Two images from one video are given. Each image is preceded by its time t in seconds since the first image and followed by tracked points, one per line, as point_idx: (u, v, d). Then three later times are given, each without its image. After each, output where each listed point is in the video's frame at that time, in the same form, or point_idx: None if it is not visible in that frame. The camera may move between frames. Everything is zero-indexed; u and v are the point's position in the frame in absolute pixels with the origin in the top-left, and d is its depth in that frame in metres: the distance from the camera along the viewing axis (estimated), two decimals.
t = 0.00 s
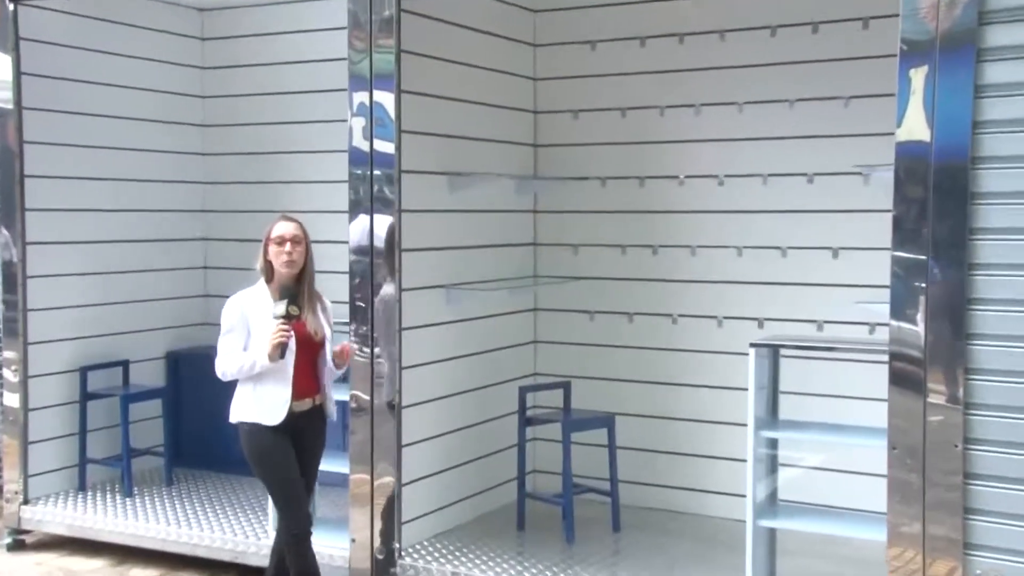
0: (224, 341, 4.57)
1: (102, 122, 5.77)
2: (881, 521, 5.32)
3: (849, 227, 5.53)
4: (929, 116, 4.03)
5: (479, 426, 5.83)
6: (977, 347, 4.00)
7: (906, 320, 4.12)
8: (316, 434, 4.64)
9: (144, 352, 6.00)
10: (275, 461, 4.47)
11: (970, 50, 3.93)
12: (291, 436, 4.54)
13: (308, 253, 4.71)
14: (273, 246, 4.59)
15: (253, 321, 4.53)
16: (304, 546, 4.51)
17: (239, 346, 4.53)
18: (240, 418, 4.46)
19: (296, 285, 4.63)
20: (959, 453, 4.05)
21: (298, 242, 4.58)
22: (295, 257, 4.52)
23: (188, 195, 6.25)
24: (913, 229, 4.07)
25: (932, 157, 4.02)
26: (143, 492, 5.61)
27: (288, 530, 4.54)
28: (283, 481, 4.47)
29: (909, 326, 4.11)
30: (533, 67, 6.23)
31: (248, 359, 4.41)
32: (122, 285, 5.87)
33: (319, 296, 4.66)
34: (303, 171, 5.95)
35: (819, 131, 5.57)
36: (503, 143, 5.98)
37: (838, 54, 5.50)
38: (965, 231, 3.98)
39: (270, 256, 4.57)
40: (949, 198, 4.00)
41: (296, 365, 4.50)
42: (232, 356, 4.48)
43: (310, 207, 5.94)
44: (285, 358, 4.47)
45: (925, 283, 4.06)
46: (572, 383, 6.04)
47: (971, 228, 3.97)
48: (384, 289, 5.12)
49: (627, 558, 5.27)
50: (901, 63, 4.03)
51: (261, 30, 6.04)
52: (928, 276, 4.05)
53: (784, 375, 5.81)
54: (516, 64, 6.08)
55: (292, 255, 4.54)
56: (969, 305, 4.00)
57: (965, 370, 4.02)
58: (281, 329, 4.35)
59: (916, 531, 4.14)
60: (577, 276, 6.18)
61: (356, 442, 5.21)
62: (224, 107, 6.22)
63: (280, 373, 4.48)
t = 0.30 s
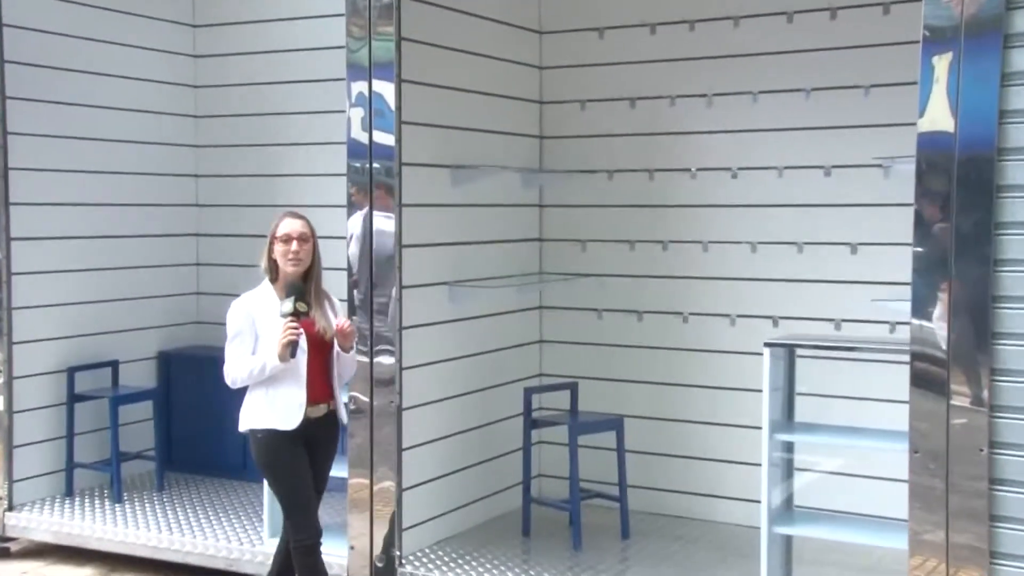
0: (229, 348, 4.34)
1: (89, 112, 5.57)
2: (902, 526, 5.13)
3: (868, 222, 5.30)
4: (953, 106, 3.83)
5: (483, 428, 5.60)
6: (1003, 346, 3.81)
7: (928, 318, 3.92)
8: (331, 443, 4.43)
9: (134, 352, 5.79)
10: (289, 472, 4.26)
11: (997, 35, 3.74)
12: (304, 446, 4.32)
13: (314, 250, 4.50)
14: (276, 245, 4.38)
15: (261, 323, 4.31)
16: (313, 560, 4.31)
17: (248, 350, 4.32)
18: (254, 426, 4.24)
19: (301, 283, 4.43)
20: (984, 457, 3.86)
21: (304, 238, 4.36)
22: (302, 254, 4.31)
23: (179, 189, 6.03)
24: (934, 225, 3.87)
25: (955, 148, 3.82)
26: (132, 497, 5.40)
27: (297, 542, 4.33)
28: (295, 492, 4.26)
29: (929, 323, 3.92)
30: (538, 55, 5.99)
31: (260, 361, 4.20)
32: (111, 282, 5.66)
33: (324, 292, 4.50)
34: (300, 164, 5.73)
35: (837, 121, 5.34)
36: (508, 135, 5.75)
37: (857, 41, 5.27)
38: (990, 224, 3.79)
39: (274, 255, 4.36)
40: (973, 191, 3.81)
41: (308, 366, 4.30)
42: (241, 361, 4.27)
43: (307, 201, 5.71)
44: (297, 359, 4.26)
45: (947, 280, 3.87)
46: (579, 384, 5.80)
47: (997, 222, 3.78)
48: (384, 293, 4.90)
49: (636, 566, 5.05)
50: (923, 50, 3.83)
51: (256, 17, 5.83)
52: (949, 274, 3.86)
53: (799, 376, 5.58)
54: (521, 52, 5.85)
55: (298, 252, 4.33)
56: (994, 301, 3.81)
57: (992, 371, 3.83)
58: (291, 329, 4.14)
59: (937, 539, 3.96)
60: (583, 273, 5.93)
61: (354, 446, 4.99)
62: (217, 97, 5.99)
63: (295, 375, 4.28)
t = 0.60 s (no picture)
0: (243, 349, 4.17)
1: (76, 102, 5.37)
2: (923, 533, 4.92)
3: (889, 216, 5.07)
4: (978, 93, 3.66)
5: (486, 431, 5.39)
6: None
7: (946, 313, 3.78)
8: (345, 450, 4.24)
9: (123, 351, 5.59)
10: (300, 476, 4.06)
11: None
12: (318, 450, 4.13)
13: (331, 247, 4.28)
14: (290, 241, 4.14)
15: (275, 324, 4.10)
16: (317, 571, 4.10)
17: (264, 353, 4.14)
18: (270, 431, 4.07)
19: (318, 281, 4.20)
20: (1010, 463, 3.70)
21: (320, 235, 4.14)
22: (317, 253, 4.09)
23: (170, 182, 5.82)
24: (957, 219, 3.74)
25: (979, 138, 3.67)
26: (120, 502, 5.19)
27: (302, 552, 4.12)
28: (306, 499, 4.06)
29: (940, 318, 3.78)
30: (544, 43, 5.76)
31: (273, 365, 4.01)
32: (99, 279, 5.47)
33: (343, 289, 4.27)
34: (296, 157, 5.52)
35: (856, 111, 5.11)
36: (512, 126, 5.53)
37: (877, 27, 5.04)
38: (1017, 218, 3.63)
39: (288, 252, 4.13)
40: (998, 183, 3.65)
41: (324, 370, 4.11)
42: (255, 364, 4.09)
43: (303, 195, 5.50)
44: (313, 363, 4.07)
45: (970, 276, 3.71)
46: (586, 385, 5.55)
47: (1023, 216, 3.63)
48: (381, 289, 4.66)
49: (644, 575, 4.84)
50: (946, 37, 3.69)
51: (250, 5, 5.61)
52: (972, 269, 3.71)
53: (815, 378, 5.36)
54: (526, 39, 5.61)
55: (312, 250, 4.10)
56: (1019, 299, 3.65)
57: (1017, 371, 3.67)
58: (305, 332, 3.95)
59: (960, 548, 3.81)
60: (590, 270, 5.69)
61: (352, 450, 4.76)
62: (211, 88, 5.78)
63: (311, 379, 4.10)
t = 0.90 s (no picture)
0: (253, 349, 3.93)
1: (62, 91, 5.15)
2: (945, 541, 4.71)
3: (909, 210, 4.85)
4: (1002, 82, 3.50)
5: (489, 434, 5.17)
6: None
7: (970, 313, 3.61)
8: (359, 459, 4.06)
9: (111, 351, 5.37)
10: (313, 481, 3.86)
11: None
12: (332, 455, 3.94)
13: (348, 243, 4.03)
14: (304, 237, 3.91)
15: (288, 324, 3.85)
16: None
17: (275, 353, 3.89)
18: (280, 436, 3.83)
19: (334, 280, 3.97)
20: None
21: (336, 232, 3.90)
22: (333, 250, 3.85)
23: (160, 175, 5.59)
24: (981, 213, 3.56)
25: (1005, 129, 3.49)
26: (107, 508, 4.98)
27: (305, 559, 3.90)
28: (316, 504, 3.86)
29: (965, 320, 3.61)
30: (549, 29, 5.53)
31: (285, 369, 3.78)
32: (85, 275, 5.26)
33: (361, 288, 4.02)
34: (290, 148, 5.30)
35: (875, 100, 4.89)
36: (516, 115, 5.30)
37: (896, 12, 4.82)
38: None
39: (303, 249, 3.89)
40: None
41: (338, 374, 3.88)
42: (265, 364, 3.86)
43: (298, 188, 5.28)
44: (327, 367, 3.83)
45: (995, 273, 3.54)
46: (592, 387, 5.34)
47: None
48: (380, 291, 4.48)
49: None
50: (969, 22, 3.53)
51: None
52: (996, 266, 3.54)
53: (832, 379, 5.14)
54: (530, 25, 5.38)
55: (328, 248, 3.87)
56: None
57: None
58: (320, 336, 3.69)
59: (984, 557, 3.63)
60: (596, 267, 5.47)
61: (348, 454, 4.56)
62: (202, 77, 5.56)
63: (324, 385, 3.86)
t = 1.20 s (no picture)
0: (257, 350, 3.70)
1: (44, 81, 4.95)
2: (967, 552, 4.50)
3: (928, 205, 4.64)
4: None
5: (490, 438, 4.96)
6: None
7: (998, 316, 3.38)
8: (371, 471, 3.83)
9: (94, 352, 5.17)
10: (321, 487, 3.63)
11: None
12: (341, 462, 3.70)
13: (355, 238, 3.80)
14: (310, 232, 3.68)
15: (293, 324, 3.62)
16: None
17: (280, 354, 3.66)
18: (285, 442, 3.60)
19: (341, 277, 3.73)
20: None
21: (344, 226, 3.67)
22: (340, 245, 3.62)
23: (147, 168, 5.39)
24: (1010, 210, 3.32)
25: None
26: (90, 516, 4.78)
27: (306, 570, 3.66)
28: (320, 512, 3.62)
29: (1002, 322, 3.36)
30: (552, 16, 5.31)
31: (290, 371, 3.55)
32: (68, 273, 5.06)
33: (368, 284, 3.79)
34: (283, 141, 5.09)
35: (893, 90, 4.67)
36: (517, 106, 5.09)
37: None
38: None
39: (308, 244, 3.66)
40: None
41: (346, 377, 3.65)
42: (270, 365, 3.64)
43: (291, 181, 5.08)
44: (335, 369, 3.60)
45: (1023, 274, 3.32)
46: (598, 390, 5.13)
47: None
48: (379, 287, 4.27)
49: None
50: (993, 7, 3.31)
51: None
52: None
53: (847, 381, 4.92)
54: (533, 11, 5.17)
55: (335, 242, 3.63)
56: None
57: None
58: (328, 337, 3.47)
59: (1009, 568, 3.44)
60: (602, 264, 5.25)
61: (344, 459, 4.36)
62: (192, 67, 5.35)
63: (331, 387, 3.62)
